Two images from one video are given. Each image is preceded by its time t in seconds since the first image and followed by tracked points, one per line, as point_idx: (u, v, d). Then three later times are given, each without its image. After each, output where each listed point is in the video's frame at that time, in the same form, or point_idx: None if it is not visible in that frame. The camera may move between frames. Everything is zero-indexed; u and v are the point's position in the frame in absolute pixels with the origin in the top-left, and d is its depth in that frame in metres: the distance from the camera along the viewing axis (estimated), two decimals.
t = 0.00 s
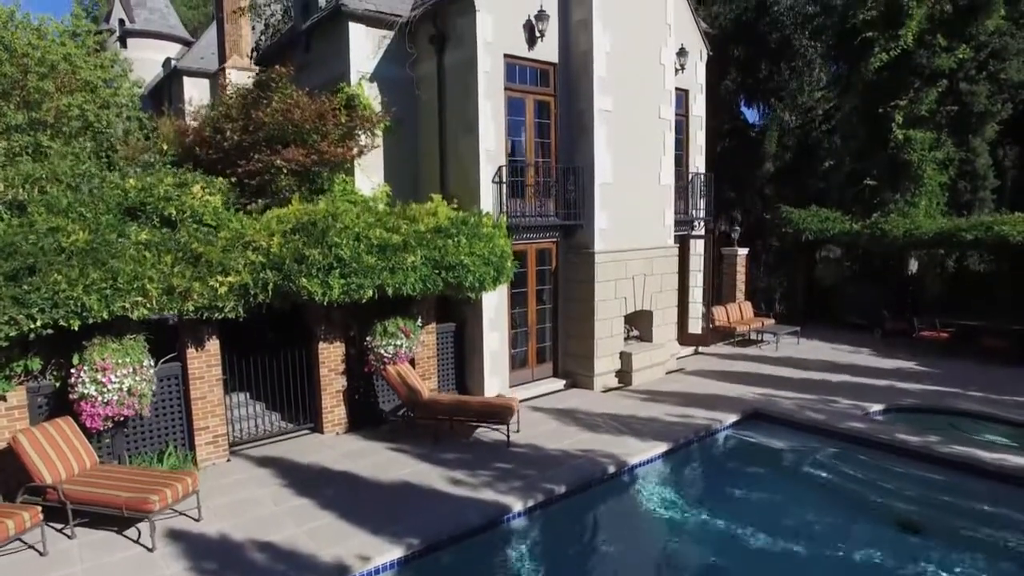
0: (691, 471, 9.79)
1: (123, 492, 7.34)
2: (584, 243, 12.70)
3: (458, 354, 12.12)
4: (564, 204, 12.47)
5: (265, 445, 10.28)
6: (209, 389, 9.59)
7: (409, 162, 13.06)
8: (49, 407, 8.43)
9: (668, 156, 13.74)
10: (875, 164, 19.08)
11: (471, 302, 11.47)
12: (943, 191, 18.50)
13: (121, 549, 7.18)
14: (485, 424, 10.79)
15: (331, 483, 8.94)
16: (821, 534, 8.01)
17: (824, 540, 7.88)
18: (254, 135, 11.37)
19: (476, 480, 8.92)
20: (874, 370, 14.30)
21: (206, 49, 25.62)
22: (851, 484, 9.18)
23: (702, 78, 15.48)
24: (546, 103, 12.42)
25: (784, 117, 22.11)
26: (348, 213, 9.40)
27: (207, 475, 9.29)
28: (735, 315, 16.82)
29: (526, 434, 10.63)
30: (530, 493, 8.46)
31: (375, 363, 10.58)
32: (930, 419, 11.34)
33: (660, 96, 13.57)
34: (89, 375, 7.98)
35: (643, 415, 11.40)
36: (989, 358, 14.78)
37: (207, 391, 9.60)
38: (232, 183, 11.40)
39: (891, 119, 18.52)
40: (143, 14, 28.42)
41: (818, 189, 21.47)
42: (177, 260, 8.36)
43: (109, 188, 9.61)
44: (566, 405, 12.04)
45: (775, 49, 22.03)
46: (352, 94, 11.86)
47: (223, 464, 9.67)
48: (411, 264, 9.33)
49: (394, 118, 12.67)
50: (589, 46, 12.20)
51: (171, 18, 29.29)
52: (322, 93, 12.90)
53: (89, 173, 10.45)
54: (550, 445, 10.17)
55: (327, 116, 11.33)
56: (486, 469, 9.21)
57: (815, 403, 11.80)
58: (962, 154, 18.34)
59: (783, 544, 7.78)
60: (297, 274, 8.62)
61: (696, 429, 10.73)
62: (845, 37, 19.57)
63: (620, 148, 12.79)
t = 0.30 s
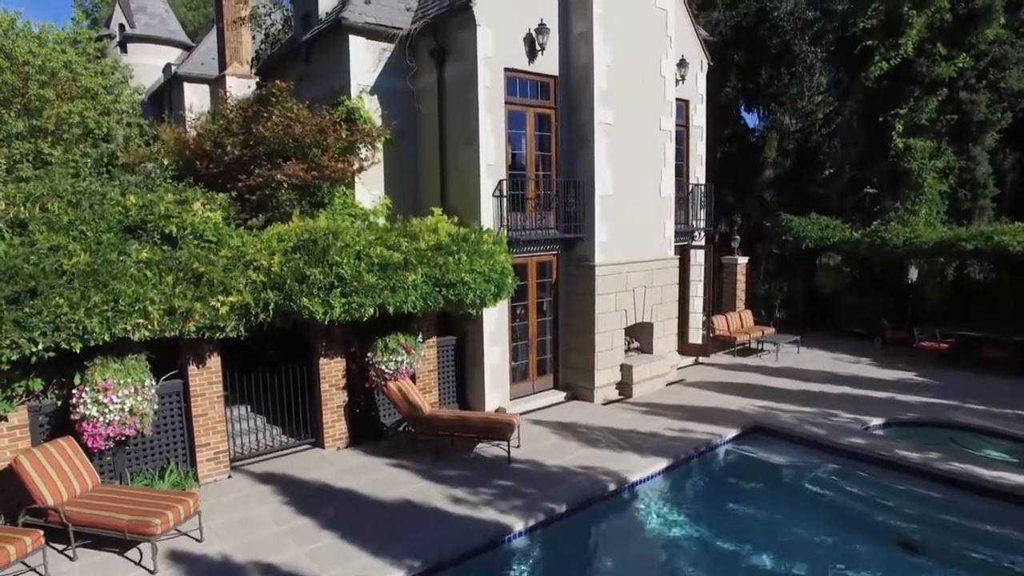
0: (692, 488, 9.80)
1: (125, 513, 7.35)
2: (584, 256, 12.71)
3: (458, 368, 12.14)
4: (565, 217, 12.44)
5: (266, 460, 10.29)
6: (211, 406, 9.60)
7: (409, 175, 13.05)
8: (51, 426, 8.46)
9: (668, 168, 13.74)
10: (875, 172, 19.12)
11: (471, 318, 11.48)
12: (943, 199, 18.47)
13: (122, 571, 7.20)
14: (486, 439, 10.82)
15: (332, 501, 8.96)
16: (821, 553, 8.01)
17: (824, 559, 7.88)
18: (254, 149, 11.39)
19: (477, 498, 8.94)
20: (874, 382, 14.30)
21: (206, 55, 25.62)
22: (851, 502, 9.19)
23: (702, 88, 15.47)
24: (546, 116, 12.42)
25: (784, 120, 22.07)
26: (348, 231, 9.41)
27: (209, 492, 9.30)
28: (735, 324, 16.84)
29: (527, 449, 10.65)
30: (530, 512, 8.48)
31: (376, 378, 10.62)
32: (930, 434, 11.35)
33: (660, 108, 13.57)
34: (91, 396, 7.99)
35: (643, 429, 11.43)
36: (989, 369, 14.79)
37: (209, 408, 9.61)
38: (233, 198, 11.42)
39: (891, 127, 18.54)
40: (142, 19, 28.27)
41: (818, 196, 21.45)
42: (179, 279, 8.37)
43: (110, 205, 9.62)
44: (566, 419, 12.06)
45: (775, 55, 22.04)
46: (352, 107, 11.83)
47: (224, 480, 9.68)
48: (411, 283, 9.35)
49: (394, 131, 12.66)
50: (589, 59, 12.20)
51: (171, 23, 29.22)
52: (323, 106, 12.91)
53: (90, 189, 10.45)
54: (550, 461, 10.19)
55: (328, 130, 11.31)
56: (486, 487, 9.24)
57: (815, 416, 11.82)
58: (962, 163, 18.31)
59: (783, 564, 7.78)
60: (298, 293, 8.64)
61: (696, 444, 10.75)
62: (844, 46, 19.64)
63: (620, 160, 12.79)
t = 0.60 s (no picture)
0: (692, 505, 9.81)
1: (127, 536, 7.34)
2: (585, 269, 12.73)
3: (459, 381, 12.16)
4: (565, 231, 12.44)
5: (268, 476, 10.30)
6: (213, 424, 9.61)
7: (409, 188, 13.02)
8: (53, 445, 8.48)
9: (668, 180, 13.74)
10: (875, 181, 19.16)
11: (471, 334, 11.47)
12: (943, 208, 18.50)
13: None
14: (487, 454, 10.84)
15: (333, 519, 8.98)
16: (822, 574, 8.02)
17: None
18: (255, 164, 11.41)
19: (478, 517, 8.95)
20: (874, 393, 14.30)
21: (207, 61, 25.62)
22: (852, 520, 9.19)
23: (703, 98, 15.46)
24: (546, 129, 12.42)
25: (784, 123, 22.32)
26: (349, 249, 9.43)
27: (211, 510, 9.31)
28: (735, 333, 16.89)
29: (527, 465, 10.67)
30: (531, 532, 8.49)
31: (378, 395, 10.63)
32: (930, 449, 11.36)
33: (661, 120, 13.57)
34: (93, 417, 8.01)
35: (644, 444, 11.45)
36: (989, 380, 14.79)
37: (210, 426, 9.62)
38: (234, 213, 11.46)
39: (891, 136, 18.54)
40: (143, 24, 28.24)
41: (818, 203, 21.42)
42: (181, 300, 8.39)
43: (112, 222, 9.63)
44: (567, 432, 12.07)
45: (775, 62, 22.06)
46: (352, 121, 11.89)
47: (226, 497, 9.68)
48: (413, 302, 9.39)
49: (394, 145, 12.67)
50: (590, 73, 12.18)
51: (172, 28, 29.20)
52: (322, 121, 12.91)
53: (92, 205, 10.47)
54: (551, 477, 10.21)
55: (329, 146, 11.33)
56: (487, 505, 9.26)
57: (815, 430, 11.84)
58: (962, 171, 18.30)
59: None
60: (300, 314, 8.67)
61: (697, 459, 10.76)
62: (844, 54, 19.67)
63: (621, 173, 12.78)
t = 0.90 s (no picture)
0: (692, 520, 9.85)
1: (130, 559, 7.33)
2: (585, 282, 12.75)
3: (460, 395, 12.19)
4: (566, 245, 12.45)
5: (270, 492, 10.31)
6: (215, 441, 9.61)
7: (410, 201, 13.02)
8: (55, 464, 8.49)
9: (669, 193, 13.75)
10: (875, 190, 19.18)
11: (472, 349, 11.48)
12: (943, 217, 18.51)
13: None
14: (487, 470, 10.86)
15: (335, 538, 8.99)
16: None
17: None
18: (256, 179, 11.41)
19: (479, 535, 8.96)
20: (874, 405, 14.31)
21: (207, 67, 25.68)
22: (852, 537, 9.21)
23: (704, 109, 15.48)
24: (547, 143, 12.42)
25: (784, 128, 22.28)
26: (350, 267, 9.46)
27: (213, 528, 9.30)
28: (735, 343, 16.92)
29: (528, 480, 10.69)
30: (532, 551, 8.50)
31: (379, 411, 10.65)
32: (930, 463, 11.37)
33: (662, 132, 13.58)
34: (96, 438, 8.02)
35: (644, 458, 11.47)
36: (989, 391, 14.81)
37: (212, 444, 9.62)
38: (235, 229, 11.44)
39: (891, 145, 18.54)
40: (144, 29, 28.29)
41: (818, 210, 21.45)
42: (183, 320, 8.41)
43: (112, 239, 9.62)
44: (568, 446, 12.09)
45: (775, 68, 22.07)
46: (354, 135, 11.86)
47: (229, 514, 9.69)
48: (415, 320, 9.46)
49: (395, 159, 12.67)
50: (591, 86, 12.18)
51: (171, 33, 29.21)
52: (322, 135, 12.89)
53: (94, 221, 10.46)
54: (552, 494, 10.22)
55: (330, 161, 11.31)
56: (489, 523, 9.27)
57: (816, 444, 11.86)
58: (962, 181, 18.34)
59: None
60: (302, 333, 8.75)
61: (697, 475, 10.79)
62: (845, 63, 19.68)
63: (622, 186, 12.78)
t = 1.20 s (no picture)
0: (692, 536, 9.89)
1: None
2: (587, 295, 12.77)
3: (462, 410, 12.23)
4: (568, 259, 12.46)
5: (273, 507, 10.32)
6: (217, 458, 9.64)
7: (411, 214, 13.03)
8: (58, 483, 8.52)
9: (670, 205, 13.77)
10: (875, 199, 19.20)
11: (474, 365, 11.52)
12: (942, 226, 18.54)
13: None
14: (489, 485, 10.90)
15: (337, 556, 9.01)
16: None
17: None
18: (258, 195, 11.40)
19: (481, 554, 8.99)
20: (875, 416, 14.33)
21: (208, 74, 25.75)
22: (852, 554, 9.24)
23: (704, 121, 15.50)
24: (548, 156, 12.44)
25: (784, 132, 22.24)
26: (352, 285, 9.49)
27: (216, 546, 9.30)
28: (735, 352, 16.97)
29: (529, 496, 10.72)
30: (534, 570, 8.52)
31: (381, 427, 10.68)
32: (931, 477, 11.38)
33: (663, 145, 13.60)
34: (99, 459, 8.05)
35: (645, 473, 11.50)
36: (989, 402, 14.83)
37: (214, 460, 9.64)
38: (236, 244, 11.43)
39: (891, 154, 18.56)
40: (144, 35, 28.28)
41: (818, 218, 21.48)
42: (186, 340, 8.43)
43: (115, 257, 9.64)
44: (568, 460, 12.12)
45: (775, 75, 22.07)
46: (356, 149, 11.95)
47: (231, 531, 9.71)
48: (417, 339, 9.50)
49: (396, 173, 12.70)
50: (592, 100, 12.19)
51: (172, 38, 29.22)
52: (323, 148, 12.89)
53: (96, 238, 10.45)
54: (553, 509, 10.26)
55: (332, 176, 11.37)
56: (491, 541, 9.30)
57: (816, 458, 11.89)
58: (962, 190, 18.37)
59: None
60: (304, 353, 8.78)
61: (698, 490, 10.81)
62: (845, 71, 19.68)
63: (623, 199, 12.79)
